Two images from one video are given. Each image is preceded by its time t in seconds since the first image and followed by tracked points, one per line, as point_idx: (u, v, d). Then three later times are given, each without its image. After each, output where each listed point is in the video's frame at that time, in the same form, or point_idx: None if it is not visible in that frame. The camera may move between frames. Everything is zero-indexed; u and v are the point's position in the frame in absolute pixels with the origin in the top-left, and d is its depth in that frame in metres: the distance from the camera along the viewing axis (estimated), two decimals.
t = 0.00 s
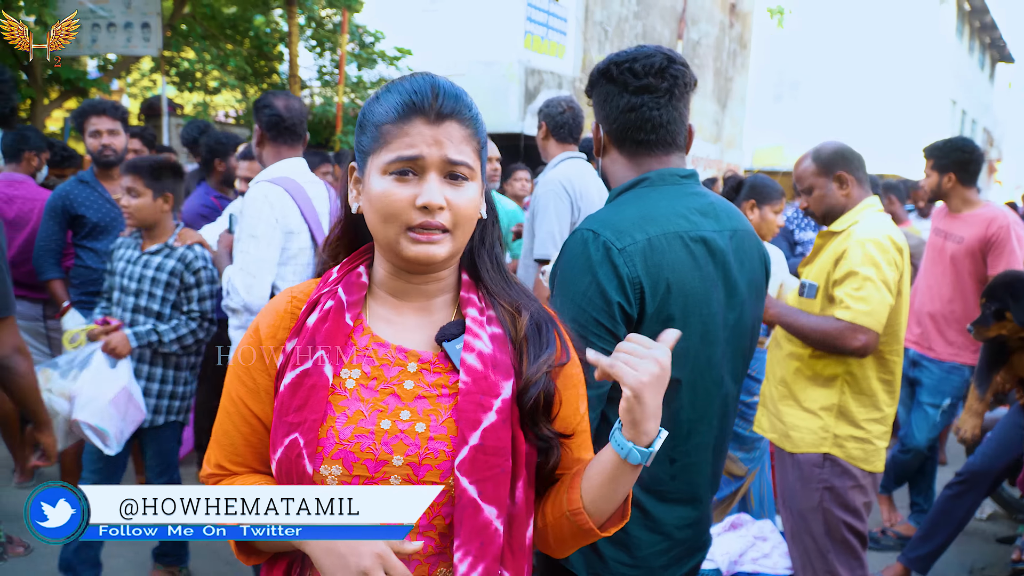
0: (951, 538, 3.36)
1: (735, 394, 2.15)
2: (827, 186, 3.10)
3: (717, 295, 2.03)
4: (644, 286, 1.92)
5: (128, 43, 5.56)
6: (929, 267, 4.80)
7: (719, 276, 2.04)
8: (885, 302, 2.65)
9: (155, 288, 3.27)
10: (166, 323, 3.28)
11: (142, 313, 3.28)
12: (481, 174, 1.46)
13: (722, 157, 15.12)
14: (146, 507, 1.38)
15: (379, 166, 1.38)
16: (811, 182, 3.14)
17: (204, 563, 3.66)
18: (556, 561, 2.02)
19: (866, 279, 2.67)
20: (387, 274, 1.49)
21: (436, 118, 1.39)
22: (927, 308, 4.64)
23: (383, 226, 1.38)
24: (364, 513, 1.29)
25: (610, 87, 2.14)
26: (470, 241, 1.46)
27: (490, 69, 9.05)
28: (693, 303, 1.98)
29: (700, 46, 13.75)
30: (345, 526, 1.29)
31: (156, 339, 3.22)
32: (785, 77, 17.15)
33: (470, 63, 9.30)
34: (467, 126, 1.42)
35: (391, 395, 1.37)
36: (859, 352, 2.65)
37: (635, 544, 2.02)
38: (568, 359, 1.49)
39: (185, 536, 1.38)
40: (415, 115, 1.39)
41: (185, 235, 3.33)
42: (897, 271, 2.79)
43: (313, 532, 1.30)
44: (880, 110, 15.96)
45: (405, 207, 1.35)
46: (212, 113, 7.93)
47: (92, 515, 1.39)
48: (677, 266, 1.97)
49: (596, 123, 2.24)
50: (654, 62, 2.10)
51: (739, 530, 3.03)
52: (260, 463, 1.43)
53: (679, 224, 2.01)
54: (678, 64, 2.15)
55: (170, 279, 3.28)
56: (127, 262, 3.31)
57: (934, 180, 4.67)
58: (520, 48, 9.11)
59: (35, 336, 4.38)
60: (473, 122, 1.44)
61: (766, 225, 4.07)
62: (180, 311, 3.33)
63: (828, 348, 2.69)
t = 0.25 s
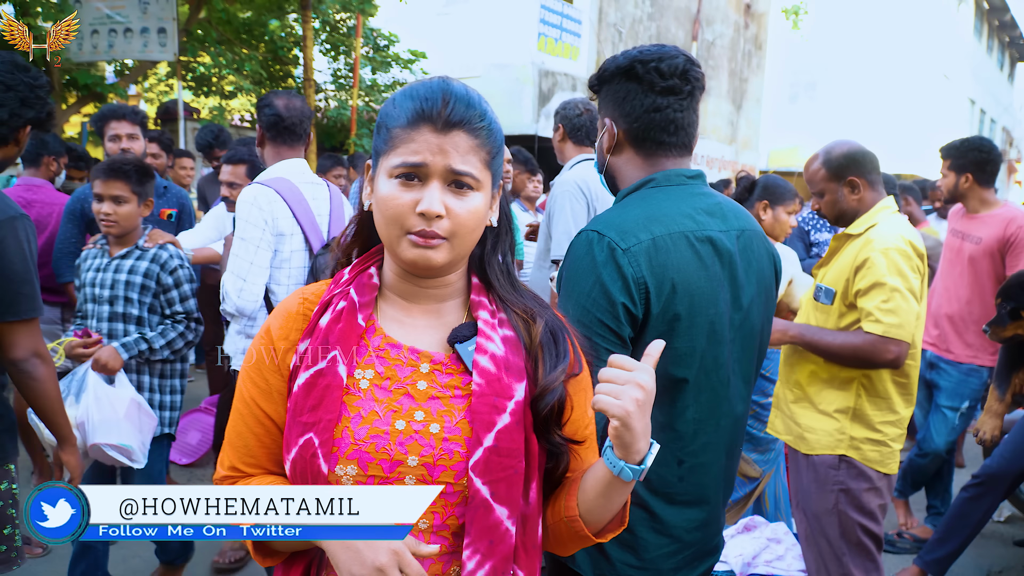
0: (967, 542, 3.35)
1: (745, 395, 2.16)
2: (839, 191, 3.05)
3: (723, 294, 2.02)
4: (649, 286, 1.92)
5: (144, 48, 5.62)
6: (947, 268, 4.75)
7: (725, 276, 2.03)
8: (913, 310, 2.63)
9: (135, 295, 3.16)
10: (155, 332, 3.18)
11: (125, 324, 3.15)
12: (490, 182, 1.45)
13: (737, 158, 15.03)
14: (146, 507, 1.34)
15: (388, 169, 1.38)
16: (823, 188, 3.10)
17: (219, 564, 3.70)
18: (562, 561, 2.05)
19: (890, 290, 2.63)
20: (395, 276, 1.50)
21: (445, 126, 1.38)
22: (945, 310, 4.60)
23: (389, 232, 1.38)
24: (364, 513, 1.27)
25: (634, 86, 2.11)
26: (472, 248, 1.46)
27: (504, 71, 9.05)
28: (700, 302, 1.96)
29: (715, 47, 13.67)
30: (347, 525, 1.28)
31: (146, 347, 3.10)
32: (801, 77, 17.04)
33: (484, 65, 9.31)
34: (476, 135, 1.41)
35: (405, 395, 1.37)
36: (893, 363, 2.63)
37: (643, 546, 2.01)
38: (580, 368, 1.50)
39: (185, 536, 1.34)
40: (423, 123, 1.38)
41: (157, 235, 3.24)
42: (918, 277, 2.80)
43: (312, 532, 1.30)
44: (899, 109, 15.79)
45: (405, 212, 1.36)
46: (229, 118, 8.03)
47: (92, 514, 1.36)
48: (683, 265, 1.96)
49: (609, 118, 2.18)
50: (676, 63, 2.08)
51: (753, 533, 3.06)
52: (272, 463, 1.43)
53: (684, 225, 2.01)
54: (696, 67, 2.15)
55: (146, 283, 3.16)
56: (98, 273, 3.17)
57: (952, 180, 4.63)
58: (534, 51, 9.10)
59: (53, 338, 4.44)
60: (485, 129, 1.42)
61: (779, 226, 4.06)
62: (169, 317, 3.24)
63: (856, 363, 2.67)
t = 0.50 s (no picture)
0: (982, 543, 3.37)
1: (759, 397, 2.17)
2: (852, 191, 3.01)
3: (734, 295, 2.02)
4: (664, 288, 1.90)
5: (159, 50, 5.67)
6: (961, 268, 4.70)
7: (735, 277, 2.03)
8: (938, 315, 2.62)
9: (116, 298, 3.10)
10: (146, 334, 3.15)
11: (111, 330, 3.12)
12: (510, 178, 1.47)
13: (751, 158, 14.94)
14: (146, 507, 1.36)
15: (409, 162, 1.40)
16: (835, 190, 3.05)
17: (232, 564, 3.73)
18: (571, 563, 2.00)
19: (914, 297, 2.60)
20: (412, 275, 1.50)
21: (469, 120, 1.40)
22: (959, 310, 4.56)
23: (407, 224, 1.39)
24: (363, 513, 1.27)
25: (665, 88, 2.10)
26: (489, 243, 1.46)
27: (516, 72, 9.06)
28: (713, 303, 1.96)
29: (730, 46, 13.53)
30: (347, 524, 1.29)
31: (144, 354, 3.07)
32: (816, 76, 16.91)
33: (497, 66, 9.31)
34: (499, 131, 1.43)
35: (418, 395, 1.38)
36: (924, 371, 2.60)
37: (655, 548, 2.00)
38: (595, 371, 1.49)
39: (185, 536, 1.36)
40: (448, 116, 1.40)
41: (127, 232, 3.14)
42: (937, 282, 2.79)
43: (314, 533, 1.32)
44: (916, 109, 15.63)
45: (424, 203, 1.36)
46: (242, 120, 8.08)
47: (91, 514, 1.38)
48: (695, 266, 1.95)
49: (629, 117, 2.14)
50: (699, 67, 2.11)
51: (765, 534, 3.02)
52: (288, 462, 1.44)
53: (695, 226, 2.00)
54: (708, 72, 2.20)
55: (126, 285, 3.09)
56: (69, 278, 3.09)
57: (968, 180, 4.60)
58: (547, 51, 9.09)
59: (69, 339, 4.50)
60: (508, 128, 1.45)
61: (793, 227, 4.06)
62: (157, 318, 3.19)
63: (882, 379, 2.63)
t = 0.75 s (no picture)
0: (993, 541, 3.36)
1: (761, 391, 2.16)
2: (854, 193, 2.99)
3: (744, 294, 2.02)
4: (678, 290, 1.90)
5: (169, 53, 5.69)
6: (972, 266, 4.68)
7: (744, 276, 2.03)
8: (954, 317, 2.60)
9: (115, 298, 3.03)
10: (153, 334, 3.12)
11: (114, 332, 3.04)
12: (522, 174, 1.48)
13: (761, 157, 14.84)
14: (146, 507, 1.37)
15: (423, 158, 1.41)
16: (835, 194, 3.03)
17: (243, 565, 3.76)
18: (585, 567, 1.95)
19: (928, 302, 2.58)
20: (425, 274, 1.50)
21: (481, 115, 1.42)
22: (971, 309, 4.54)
23: (418, 220, 1.40)
24: (364, 513, 1.27)
25: (680, 91, 2.09)
26: (504, 240, 1.46)
27: (526, 72, 9.03)
28: (723, 304, 1.97)
29: (739, 45, 13.26)
30: (349, 524, 1.29)
31: (168, 358, 3.07)
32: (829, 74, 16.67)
33: (506, 66, 9.30)
34: (511, 126, 1.44)
35: (430, 399, 1.38)
36: (948, 380, 2.59)
37: (669, 547, 1.99)
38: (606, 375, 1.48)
39: (185, 536, 1.38)
40: (461, 112, 1.42)
41: (114, 230, 3.07)
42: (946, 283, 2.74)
43: (314, 532, 1.33)
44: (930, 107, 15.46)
45: (436, 197, 1.37)
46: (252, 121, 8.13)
47: (91, 515, 1.40)
48: (706, 267, 1.95)
49: (640, 118, 2.14)
50: (710, 70, 2.12)
51: (776, 534, 3.00)
52: (302, 462, 1.45)
53: (704, 227, 2.00)
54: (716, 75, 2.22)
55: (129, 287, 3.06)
56: (59, 283, 2.97)
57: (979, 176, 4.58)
58: (557, 51, 9.05)
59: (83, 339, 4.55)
60: (520, 124, 1.46)
61: (803, 226, 4.08)
62: (162, 314, 3.17)
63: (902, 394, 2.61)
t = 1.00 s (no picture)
0: (996, 539, 3.36)
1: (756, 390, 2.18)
2: (844, 196, 2.97)
3: (742, 293, 2.03)
4: (680, 290, 1.90)
5: (171, 54, 5.72)
6: (973, 265, 4.68)
7: (742, 274, 2.04)
8: (918, 323, 2.54)
9: (119, 304, 2.99)
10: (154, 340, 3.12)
11: (115, 340, 2.98)
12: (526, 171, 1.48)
13: (763, 156, 14.78)
14: (146, 507, 1.37)
15: (426, 154, 1.42)
16: (826, 198, 3.01)
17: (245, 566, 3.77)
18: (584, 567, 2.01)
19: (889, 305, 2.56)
20: (430, 273, 1.51)
21: (484, 110, 1.43)
22: (972, 308, 4.54)
23: (422, 215, 1.39)
24: (364, 513, 1.29)
25: (677, 92, 2.09)
26: (508, 237, 1.46)
27: (528, 72, 9.03)
28: (723, 303, 1.97)
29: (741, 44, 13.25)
30: (349, 524, 1.31)
31: (172, 364, 3.10)
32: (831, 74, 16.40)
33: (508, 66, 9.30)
34: (515, 121, 1.45)
35: (432, 400, 1.38)
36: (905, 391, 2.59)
37: (668, 545, 2.00)
38: (609, 380, 1.48)
39: (185, 536, 1.38)
40: (466, 108, 1.43)
41: (111, 234, 3.00)
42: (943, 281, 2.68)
43: (314, 532, 1.35)
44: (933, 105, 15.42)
45: (440, 191, 1.37)
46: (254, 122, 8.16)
47: (91, 514, 1.40)
48: (707, 267, 1.96)
49: (639, 118, 2.13)
50: (709, 72, 2.12)
51: (778, 533, 2.99)
52: (305, 460, 1.46)
53: (703, 227, 2.01)
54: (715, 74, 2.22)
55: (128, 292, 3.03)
56: (55, 288, 2.88)
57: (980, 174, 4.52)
58: (559, 51, 9.05)
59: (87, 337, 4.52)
60: (523, 119, 1.47)
61: (805, 225, 4.10)
62: (156, 322, 3.14)
63: (870, 392, 2.64)
